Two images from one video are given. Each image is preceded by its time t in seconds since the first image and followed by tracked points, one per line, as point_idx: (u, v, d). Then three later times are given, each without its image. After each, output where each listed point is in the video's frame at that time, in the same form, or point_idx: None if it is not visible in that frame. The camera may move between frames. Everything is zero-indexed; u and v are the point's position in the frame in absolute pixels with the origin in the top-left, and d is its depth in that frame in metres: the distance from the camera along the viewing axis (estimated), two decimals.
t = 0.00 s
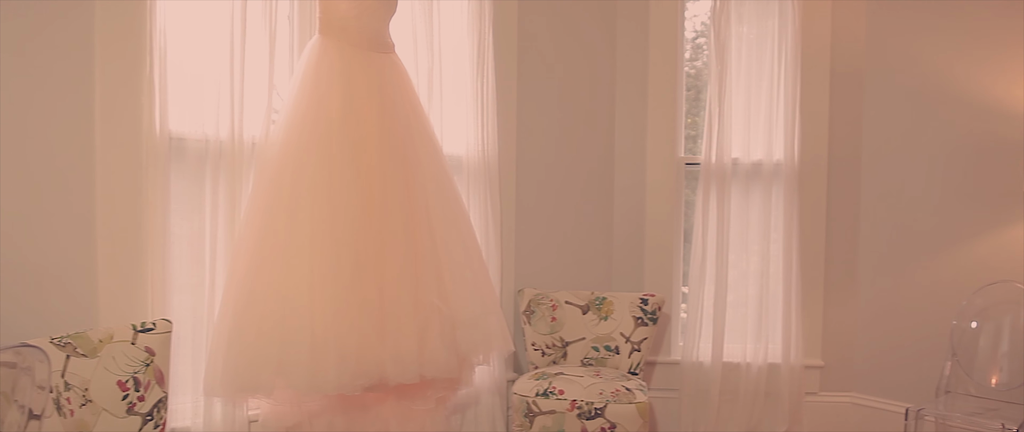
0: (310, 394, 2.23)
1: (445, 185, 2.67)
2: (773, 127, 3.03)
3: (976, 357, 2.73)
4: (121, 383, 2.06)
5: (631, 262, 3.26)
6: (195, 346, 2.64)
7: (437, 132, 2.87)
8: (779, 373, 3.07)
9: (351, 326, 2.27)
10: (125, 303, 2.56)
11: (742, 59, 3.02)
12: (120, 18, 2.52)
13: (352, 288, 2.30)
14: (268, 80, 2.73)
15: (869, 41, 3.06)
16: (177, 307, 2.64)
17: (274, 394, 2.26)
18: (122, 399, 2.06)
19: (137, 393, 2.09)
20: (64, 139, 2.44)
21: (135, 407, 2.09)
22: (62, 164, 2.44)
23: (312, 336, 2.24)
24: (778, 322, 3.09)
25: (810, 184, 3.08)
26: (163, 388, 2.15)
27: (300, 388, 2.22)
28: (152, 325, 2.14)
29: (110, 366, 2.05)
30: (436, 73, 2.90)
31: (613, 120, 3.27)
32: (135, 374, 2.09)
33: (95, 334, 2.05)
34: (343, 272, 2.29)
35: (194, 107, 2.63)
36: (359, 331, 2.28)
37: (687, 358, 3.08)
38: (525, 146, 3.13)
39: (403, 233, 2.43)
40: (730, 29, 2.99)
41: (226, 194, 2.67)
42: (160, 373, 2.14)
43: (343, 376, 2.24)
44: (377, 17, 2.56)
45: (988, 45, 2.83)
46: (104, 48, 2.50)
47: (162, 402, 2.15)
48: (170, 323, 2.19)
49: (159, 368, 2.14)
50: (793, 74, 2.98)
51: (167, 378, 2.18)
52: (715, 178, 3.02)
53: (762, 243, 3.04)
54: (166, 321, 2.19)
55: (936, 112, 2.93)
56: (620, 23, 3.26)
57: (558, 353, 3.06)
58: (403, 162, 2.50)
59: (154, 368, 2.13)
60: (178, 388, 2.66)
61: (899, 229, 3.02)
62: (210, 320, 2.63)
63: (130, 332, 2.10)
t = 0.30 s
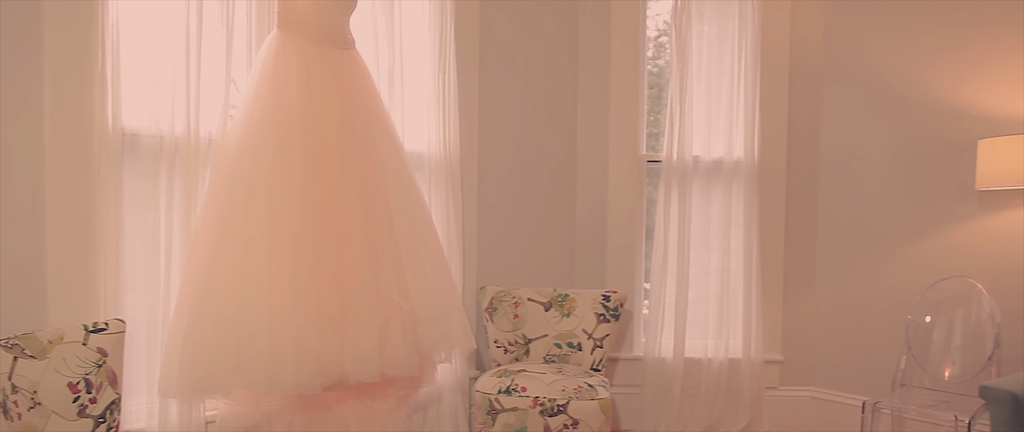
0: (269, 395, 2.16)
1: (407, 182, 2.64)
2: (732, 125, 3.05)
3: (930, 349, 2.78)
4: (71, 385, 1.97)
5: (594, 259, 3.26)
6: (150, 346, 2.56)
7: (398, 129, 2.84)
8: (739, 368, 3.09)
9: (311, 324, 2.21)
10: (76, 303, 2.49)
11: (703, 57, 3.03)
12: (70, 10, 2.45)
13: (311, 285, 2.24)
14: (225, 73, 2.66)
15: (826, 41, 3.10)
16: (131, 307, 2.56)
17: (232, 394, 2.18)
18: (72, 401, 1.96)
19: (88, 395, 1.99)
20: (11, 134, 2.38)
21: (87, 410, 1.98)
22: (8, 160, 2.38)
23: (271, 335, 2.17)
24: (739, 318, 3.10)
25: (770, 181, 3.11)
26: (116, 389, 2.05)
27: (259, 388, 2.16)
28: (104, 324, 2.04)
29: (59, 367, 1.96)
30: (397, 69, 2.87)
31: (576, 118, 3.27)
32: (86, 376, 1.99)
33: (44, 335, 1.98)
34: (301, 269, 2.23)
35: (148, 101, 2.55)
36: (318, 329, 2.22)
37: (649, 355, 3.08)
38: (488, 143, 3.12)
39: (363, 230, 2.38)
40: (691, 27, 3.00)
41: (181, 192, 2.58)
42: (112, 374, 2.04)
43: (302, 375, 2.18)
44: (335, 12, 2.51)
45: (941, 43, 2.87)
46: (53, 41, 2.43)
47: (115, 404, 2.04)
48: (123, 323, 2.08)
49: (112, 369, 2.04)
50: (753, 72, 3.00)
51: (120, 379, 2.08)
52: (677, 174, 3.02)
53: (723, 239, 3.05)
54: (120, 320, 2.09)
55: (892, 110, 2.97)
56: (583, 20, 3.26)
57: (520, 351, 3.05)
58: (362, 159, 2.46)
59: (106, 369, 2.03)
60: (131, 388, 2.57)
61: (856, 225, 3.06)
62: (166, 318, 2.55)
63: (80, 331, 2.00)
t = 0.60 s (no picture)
0: (228, 395, 2.08)
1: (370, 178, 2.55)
2: (695, 122, 3.04)
3: (888, 345, 2.78)
4: (21, 387, 1.88)
5: (557, 256, 3.26)
6: (105, 346, 2.50)
7: (359, 125, 2.82)
8: (702, 364, 3.08)
9: (271, 321, 2.13)
10: (24, 303, 2.40)
11: (666, 55, 3.03)
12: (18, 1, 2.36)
13: (270, 281, 2.17)
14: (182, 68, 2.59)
15: (788, 40, 3.12)
16: (82, 307, 2.48)
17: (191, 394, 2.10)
18: (22, 404, 1.88)
19: (39, 398, 1.91)
20: None
21: (37, 413, 1.91)
22: None
23: (229, 338, 2.09)
24: (702, 313, 3.10)
25: (731, 178, 3.13)
26: (67, 392, 1.99)
27: (217, 387, 2.08)
28: (54, 325, 1.98)
29: (8, 369, 1.87)
30: (358, 65, 2.84)
31: (540, 115, 3.26)
32: (37, 378, 1.91)
33: None
34: (260, 265, 2.16)
35: (101, 96, 2.47)
36: (277, 326, 2.14)
37: (613, 351, 3.07)
38: (451, 140, 3.09)
39: (323, 224, 2.30)
40: (654, 26, 3.00)
41: (136, 187, 2.53)
42: (64, 376, 1.97)
43: (262, 375, 2.10)
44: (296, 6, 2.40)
45: (899, 43, 2.90)
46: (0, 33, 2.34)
47: (67, 406, 1.98)
48: (75, 324, 2.03)
49: (63, 370, 1.98)
50: (714, 73, 3.00)
51: (72, 381, 2.02)
52: (640, 172, 3.02)
53: (686, 236, 3.05)
54: (71, 321, 2.03)
55: (851, 107, 3.00)
56: (547, 18, 3.25)
57: (484, 348, 3.03)
58: (322, 150, 2.36)
59: (58, 371, 1.96)
60: (83, 390, 2.49)
61: (817, 222, 3.08)
62: (120, 319, 2.50)
63: (30, 332, 1.93)
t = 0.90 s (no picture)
0: (187, 396, 1.99)
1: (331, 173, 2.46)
2: (660, 120, 3.04)
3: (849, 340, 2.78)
4: None
5: (521, 253, 3.24)
6: (57, 348, 2.40)
7: (321, 122, 2.78)
8: (666, 361, 3.07)
9: (231, 323, 2.04)
10: None
11: (630, 53, 3.03)
12: None
13: (230, 282, 2.07)
14: (138, 63, 2.53)
15: (749, 39, 3.16)
16: (35, 307, 2.37)
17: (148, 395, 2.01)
18: None
19: None
20: None
21: None
22: None
23: (189, 343, 1.99)
24: (666, 310, 3.08)
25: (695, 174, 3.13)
26: (19, 394, 1.81)
27: (175, 387, 1.98)
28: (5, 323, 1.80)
29: None
30: (321, 61, 2.80)
31: (505, 113, 3.25)
32: None
33: None
34: (219, 265, 2.05)
35: (54, 90, 2.37)
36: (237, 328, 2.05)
37: (578, 348, 3.04)
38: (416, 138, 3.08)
39: (283, 221, 2.22)
40: (619, 24, 3.00)
41: (91, 185, 2.44)
42: (15, 378, 1.80)
43: (222, 377, 2.01)
44: None
45: (857, 43, 2.94)
46: None
47: (18, 409, 1.81)
48: (26, 323, 1.86)
49: (14, 371, 1.80)
50: (679, 70, 3.01)
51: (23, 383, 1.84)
52: (604, 169, 3.00)
53: (650, 233, 3.04)
54: (21, 320, 1.86)
55: (811, 106, 3.03)
56: (512, 16, 3.24)
57: (448, 346, 3.02)
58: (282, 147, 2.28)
59: (9, 372, 1.78)
60: (35, 392, 2.37)
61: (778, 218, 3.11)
62: (75, 319, 2.40)
63: None
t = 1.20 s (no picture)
0: (145, 398, 1.90)
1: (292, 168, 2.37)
2: (624, 118, 3.06)
3: (810, 335, 2.80)
4: None
5: (486, 250, 3.22)
6: (9, 349, 2.32)
7: (284, 118, 2.75)
8: (632, 357, 3.06)
9: (192, 324, 1.96)
10: None
11: (595, 51, 3.03)
12: None
13: (191, 282, 1.98)
14: (95, 57, 2.46)
15: (713, 38, 3.18)
16: None
17: (106, 397, 1.90)
18: None
19: None
20: None
21: None
22: None
23: (146, 340, 1.90)
24: (631, 306, 3.08)
25: (661, 172, 3.14)
26: None
27: (133, 387, 1.89)
28: None
29: None
30: (283, 56, 2.76)
31: (469, 110, 3.23)
32: None
33: None
34: (179, 266, 1.97)
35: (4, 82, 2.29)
36: (198, 328, 1.96)
37: (544, 345, 3.03)
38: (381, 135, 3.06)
39: (244, 218, 2.14)
40: (584, 22, 3.01)
41: (45, 183, 2.36)
42: None
43: (182, 377, 1.92)
44: None
45: (818, 43, 2.98)
46: None
47: None
48: None
49: None
50: (643, 68, 3.04)
51: None
52: (570, 166, 3.00)
53: (615, 230, 3.04)
54: None
55: (773, 104, 3.06)
56: (478, 12, 3.22)
57: (414, 344, 3.00)
58: (244, 142, 2.21)
59: None
60: None
61: (741, 215, 3.13)
62: (28, 318, 2.32)
63: None
